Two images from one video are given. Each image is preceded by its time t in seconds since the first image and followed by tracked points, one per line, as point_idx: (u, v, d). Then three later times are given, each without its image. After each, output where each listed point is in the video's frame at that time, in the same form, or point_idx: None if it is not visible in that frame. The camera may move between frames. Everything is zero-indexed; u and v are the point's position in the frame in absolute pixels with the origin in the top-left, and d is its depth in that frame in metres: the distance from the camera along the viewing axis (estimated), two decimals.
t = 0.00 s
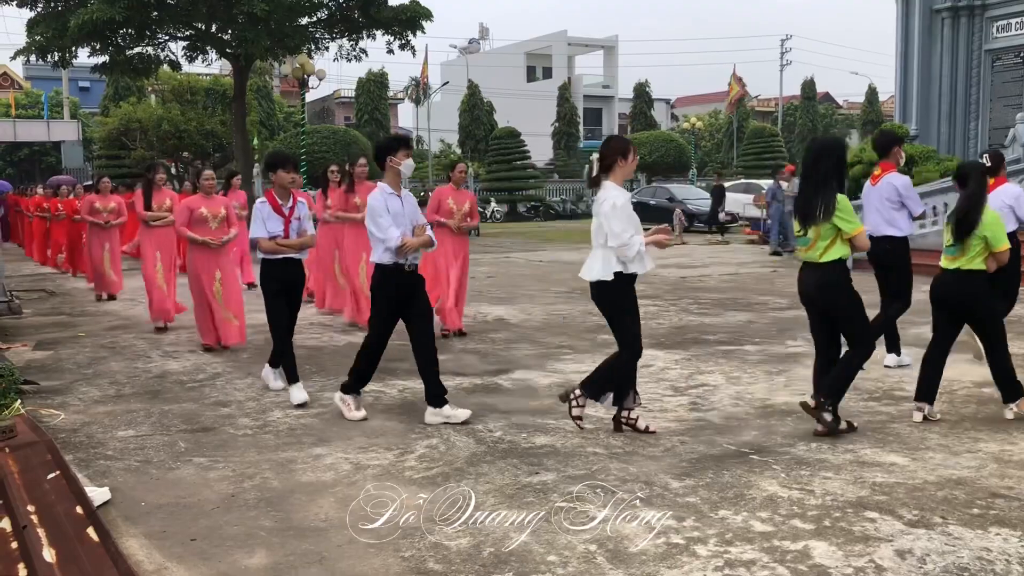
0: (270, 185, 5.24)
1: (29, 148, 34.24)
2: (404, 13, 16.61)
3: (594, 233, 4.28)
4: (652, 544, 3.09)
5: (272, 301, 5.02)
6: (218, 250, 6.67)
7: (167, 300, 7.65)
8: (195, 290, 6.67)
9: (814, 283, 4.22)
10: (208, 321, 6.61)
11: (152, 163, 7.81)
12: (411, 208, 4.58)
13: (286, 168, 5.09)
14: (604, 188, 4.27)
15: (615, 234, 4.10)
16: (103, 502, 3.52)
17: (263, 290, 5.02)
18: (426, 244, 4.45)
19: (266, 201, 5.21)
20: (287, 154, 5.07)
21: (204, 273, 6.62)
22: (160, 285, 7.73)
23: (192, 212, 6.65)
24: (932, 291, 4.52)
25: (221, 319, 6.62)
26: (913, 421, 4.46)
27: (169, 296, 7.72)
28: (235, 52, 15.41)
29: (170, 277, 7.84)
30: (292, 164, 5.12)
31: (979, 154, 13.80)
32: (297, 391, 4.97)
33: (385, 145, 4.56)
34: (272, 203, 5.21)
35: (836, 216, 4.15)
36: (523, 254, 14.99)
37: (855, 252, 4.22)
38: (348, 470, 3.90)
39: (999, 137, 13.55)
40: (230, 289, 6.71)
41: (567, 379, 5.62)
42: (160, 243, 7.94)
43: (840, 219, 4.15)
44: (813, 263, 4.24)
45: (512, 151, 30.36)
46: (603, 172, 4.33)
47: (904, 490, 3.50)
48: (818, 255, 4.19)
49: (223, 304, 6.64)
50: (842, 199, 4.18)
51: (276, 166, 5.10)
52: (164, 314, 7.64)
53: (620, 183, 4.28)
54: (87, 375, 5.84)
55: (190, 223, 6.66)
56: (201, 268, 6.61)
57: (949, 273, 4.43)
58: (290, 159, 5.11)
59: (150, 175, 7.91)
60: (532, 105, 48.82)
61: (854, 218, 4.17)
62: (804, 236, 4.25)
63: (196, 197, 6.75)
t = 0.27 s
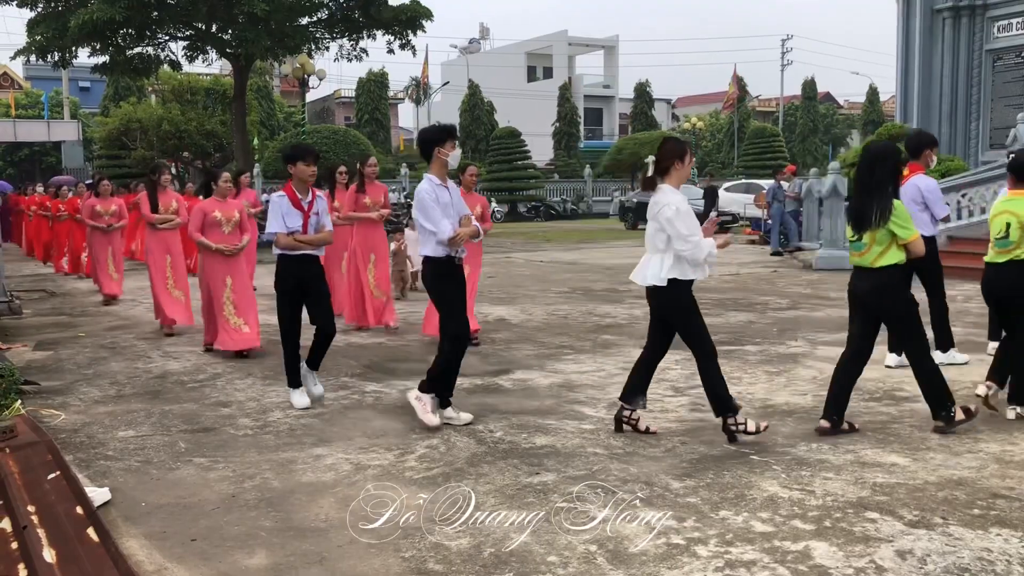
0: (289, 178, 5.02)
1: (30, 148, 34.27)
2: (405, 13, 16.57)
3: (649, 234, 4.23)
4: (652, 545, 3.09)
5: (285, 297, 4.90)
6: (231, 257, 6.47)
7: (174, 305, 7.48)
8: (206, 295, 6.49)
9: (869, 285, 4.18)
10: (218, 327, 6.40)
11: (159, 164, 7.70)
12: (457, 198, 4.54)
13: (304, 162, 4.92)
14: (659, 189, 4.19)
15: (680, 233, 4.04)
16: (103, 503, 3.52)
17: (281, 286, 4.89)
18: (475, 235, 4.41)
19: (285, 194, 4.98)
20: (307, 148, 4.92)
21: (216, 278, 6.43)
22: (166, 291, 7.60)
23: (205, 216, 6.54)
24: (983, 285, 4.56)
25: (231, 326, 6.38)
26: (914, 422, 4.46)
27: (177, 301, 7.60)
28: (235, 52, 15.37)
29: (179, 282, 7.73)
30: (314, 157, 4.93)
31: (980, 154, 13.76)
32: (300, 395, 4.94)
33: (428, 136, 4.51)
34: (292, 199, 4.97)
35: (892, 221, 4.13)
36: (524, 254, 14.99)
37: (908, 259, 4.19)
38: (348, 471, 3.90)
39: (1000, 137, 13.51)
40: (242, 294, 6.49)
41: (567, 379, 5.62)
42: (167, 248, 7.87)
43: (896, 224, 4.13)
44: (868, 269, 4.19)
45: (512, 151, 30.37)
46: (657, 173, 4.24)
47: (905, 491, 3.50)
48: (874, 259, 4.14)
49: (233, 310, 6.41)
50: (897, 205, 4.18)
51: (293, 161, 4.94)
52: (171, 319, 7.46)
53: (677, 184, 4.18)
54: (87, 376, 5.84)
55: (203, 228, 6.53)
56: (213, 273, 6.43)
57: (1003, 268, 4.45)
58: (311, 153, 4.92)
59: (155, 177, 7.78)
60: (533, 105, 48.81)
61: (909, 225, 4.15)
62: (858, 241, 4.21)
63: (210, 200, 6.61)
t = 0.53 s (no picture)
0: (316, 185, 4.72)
1: (30, 148, 34.27)
2: (405, 13, 16.54)
3: (712, 233, 4.14)
4: (652, 545, 3.09)
5: (306, 309, 4.65)
6: (241, 259, 6.37)
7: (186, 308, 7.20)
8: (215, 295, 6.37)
9: (929, 281, 4.21)
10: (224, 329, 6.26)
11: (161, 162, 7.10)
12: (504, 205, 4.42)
13: (334, 167, 4.61)
14: (726, 189, 4.11)
15: (754, 228, 3.98)
16: (103, 503, 3.52)
17: (306, 298, 4.62)
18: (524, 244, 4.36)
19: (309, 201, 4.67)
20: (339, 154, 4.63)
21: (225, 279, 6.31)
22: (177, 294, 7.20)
23: (216, 214, 6.39)
24: None
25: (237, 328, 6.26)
26: (913, 423, 4.47)
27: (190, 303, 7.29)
28: (236, 52, 15.39)
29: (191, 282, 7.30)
30: (342, 162, 4.65)
31: (980, 155, 13.80)
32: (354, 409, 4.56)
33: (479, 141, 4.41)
34: (318, 206, 4.65)
35: (954, 215, 4.15)
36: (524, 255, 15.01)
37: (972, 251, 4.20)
38: (347, 471, 3.90)
39: (999, 138, 13.55)
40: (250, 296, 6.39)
41: (566, 380, 5.63)
42: (177, 245, 7.23)
43: (958, 218, 4.14)
44: (929, 264, 4.22)
45: (512, 152, 30.39)
46: (721, 172, 4.15)
47: (904, 492, 3.50)
48: (937, 255, 4.17)
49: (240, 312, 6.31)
50: (959, 199, 4.18)
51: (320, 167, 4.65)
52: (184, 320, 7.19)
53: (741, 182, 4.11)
54: (87, 376, 5.85)
55: (213, 227, 6.39)
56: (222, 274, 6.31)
57: None
58: (339, 158, 4.63)
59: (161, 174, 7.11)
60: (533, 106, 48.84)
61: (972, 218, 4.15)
62: (919, 237, 4.25)
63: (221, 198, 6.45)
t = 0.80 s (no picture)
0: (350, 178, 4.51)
1: (29, 149, 34.26)
2: (405, 13, 16.52)
3: (770, 234, 4.13)
4: (652, 546, 3.09)
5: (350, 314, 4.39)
6: (255, 264, 6.20)
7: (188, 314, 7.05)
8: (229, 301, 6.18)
9: (979, 283, 4.25)
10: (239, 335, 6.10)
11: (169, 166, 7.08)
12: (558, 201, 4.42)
13: (371, 160, 4.39)
14: (784, 192, 4.12)
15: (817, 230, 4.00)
16: (102, 504, 3.51)
17: (344, 300, 4.38)
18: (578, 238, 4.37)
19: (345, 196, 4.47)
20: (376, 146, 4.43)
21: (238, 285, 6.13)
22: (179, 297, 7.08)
23: (229, 218, 6.21)
24: None
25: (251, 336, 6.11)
26: (912, 424, 4.46)
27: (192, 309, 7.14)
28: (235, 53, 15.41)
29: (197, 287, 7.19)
30: (378, 154, 4.44)
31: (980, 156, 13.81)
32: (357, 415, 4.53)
33: (535, 134, 4.36)
34: (353, 200, 4.46)
35: (1006, 218, 4.22)
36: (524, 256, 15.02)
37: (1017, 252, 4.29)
38: (347, 472, 3.90)
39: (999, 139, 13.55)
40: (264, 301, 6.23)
41: (566, 380, 5.63)
42: (183, 250, 7.18)
43: (1009, 221, 4.22)
44: (977, 266, 4.28)
45: (512, 153, 30.41)
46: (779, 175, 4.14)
47: (904, 492, 3.50)
48: (985, 258, 4.24)
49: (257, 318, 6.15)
50: (1009, 201, 4.26)
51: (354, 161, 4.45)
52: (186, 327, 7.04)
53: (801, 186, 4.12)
54: (87, 377, 5.85)
55: (226, 231, 6.21)
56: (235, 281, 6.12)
57: None
58: (376, 151, 4.43)
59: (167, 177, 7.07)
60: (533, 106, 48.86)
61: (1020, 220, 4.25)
62: (968, 239, 4.30)
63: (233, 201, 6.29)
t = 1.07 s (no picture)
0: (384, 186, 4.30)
1: (29, 151, 34.25)
2: (405, 15, 16.53)
3: (829, 229, 4.24)
4: (652, 547, 3.09)
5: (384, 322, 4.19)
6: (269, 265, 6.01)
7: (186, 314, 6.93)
8: (242, 302, 5.95)
9: None
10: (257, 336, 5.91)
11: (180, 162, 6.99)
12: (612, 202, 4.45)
13: (406, 167, 4.24)
14: (840, 186, 4.25)
15: (874, 220, 4.11)
16: (103, 505, 3.52)
17: (385, 312, 4.17)
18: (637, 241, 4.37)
19: (381, 205, 4.26)
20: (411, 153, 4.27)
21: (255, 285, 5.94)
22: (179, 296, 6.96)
23: (242, 216, 6.00)
24: None
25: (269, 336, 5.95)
26: (912, 425, 4.47)
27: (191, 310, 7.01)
28: (235, 54, 15.46)
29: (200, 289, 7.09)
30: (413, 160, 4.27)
31: (980, 157, 13.81)
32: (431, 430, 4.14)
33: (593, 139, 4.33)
34: (389, 208, 4.25)
35: None
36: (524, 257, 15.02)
37: None
38: (348, 473, 3.90)
39: (999, 140, 13.56)
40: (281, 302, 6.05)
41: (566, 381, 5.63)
42: (189, 250, 7.09)
43: None
44: None
45: (512, 154, 30.44)
46: (834, 171, 4.28)
47: (904, 493, 3.50)
48: None
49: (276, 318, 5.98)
50: None
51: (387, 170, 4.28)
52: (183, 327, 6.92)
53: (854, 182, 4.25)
54: (87, 378, 5.85)
55: (240, 230, 6.00)
56: (251, 280, 5.92)
57: None
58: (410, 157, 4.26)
59: (176, 173, 6.98)
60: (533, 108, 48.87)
61: None
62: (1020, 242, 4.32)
63: (246, 199, 6.10)
